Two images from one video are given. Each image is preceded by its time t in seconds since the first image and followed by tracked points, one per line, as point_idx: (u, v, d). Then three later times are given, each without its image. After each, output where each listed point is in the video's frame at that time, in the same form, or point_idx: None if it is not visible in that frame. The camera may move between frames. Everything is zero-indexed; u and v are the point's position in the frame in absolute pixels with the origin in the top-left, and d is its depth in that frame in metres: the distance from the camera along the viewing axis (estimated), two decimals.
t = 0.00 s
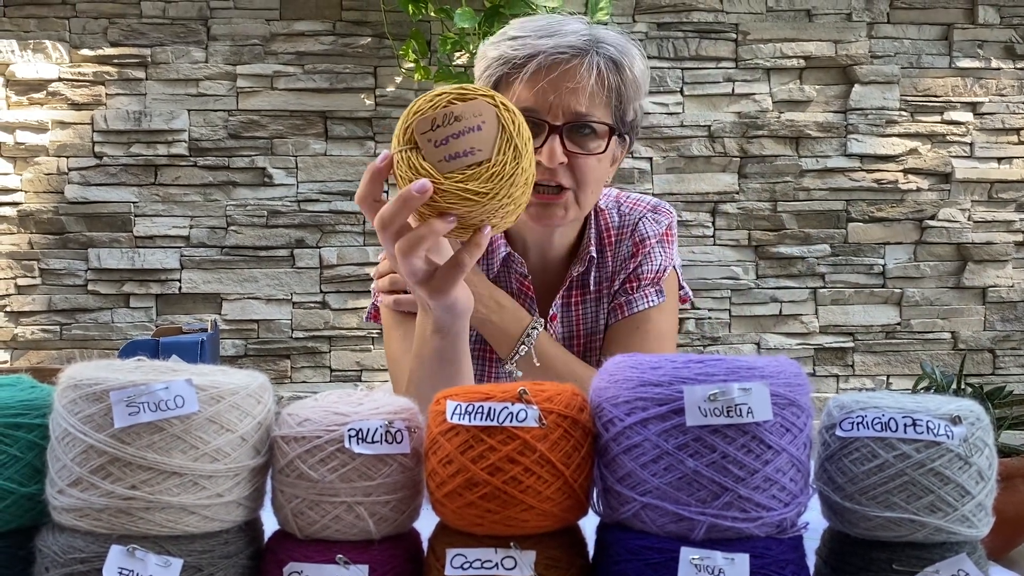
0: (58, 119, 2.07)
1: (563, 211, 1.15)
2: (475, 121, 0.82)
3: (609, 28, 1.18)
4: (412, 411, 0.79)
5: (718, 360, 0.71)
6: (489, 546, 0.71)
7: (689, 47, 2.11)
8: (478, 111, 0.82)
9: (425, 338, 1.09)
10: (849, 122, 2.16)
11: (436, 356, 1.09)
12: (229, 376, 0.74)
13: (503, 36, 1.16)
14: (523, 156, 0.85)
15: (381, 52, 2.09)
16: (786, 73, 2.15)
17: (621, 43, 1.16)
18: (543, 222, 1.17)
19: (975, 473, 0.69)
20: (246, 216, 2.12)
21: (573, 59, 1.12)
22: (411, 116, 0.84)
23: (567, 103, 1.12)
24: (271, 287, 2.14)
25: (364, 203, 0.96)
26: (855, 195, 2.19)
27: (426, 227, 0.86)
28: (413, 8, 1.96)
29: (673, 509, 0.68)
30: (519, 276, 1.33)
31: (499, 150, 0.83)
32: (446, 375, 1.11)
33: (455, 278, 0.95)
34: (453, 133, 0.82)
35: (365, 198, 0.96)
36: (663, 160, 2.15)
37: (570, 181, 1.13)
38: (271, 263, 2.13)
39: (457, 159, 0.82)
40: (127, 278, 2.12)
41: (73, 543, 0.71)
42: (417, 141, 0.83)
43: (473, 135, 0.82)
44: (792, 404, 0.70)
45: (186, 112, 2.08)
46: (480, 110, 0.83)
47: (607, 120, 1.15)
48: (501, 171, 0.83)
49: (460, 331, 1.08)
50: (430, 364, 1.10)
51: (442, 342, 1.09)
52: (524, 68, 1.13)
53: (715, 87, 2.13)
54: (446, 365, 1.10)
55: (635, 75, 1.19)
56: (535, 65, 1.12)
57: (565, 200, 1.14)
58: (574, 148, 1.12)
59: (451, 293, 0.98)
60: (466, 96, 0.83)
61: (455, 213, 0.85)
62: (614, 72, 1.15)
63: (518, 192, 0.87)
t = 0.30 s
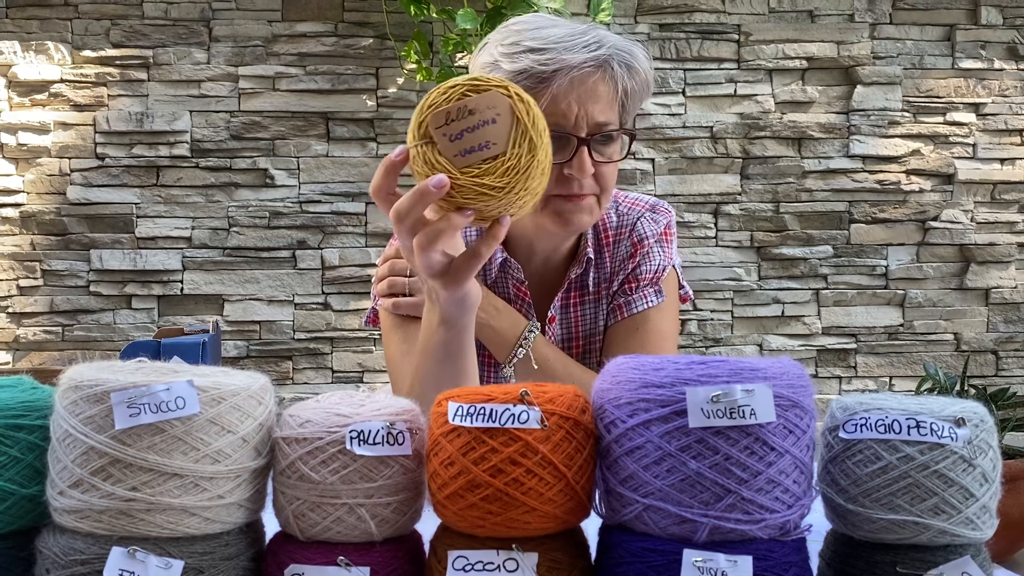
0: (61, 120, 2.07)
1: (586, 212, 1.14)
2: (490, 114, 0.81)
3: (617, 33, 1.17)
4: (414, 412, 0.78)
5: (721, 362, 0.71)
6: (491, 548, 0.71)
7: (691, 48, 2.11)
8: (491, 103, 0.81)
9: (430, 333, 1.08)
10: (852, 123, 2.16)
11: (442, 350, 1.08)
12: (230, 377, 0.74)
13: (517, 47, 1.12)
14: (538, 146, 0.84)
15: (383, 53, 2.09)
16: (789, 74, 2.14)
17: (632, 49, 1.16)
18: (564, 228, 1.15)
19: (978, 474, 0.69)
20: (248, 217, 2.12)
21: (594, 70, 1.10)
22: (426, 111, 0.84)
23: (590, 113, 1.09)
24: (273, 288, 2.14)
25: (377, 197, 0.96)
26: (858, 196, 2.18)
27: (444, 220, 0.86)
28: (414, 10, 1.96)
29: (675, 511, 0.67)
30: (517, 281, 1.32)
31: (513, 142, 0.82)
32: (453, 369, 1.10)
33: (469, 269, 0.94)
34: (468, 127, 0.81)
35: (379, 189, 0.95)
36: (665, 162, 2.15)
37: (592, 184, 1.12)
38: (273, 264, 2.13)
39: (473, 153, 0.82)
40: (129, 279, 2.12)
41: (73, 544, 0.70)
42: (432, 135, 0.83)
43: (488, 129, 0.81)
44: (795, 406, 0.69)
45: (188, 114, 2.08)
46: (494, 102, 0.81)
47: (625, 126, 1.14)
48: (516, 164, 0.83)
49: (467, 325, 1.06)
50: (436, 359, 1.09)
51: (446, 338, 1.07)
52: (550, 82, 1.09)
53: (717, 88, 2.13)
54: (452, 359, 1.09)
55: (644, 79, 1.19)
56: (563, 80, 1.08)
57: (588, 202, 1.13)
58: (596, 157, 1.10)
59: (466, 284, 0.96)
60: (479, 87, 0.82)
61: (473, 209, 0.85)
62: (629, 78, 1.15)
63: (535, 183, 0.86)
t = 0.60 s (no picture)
0: (62, 121, 2.08)
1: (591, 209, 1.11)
2: (515, 106, 0.80)
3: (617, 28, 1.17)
4: (416, 412, 0.78)
5: (723, 362, 0.71)
6: (493, 549, 0.71)
7: (693, 49, 2.11)
8: (518, 95, 0.80)
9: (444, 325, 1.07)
10: (854, 123, 2.15)
11: (453, 346, 1.06)
12: (232, 378, 0.74)
13: (521, 46, 1.11)
14: (559, 146, 0.80)
15: (385, 54, 2.09)
16: (790, 75, 2.14)
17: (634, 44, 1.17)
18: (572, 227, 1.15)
19: (982, 475, 0.69)
20: (250, 218, 2.12)
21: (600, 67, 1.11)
22: (461, 98, 0.84)
23: (596, 111, 1.09)
24: (275, 289, 2.14)
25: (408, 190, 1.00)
26: (860, 196, 2.18)
27: (454, 201, 0.87)
28: (416, 10, 1.96)
29: (678, 512, 0.67)
30: (520, 281, 1.33)
31: (530, 135, 0.80)
32: (462, 366, 1.07)
33: (478, 257, 0.95)
34: (493, 116, 0.81)
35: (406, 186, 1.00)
36: (666, 162, 2.15)
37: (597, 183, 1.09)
38: (275, 265, 2.13)
39: (491, 141, 0.81)
40: (130, 280, 2.12)
41: (74, 545, 0.70)
42: (460, 121, 0.83)
43: (510, 120, 0.80)
44: (797, 406, 0.69)
45: (190, 114, 2.09)
46: (522, 95, 0.80)
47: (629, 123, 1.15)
48: (528, 156, 0.80)
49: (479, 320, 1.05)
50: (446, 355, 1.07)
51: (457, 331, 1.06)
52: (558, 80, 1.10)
53: (719, 89, 2.12)
54: (463, 356, 1.06)
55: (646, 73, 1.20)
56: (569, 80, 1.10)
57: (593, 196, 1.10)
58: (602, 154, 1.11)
59: (474, 273, 0.97)
60: (513, 80, 0.81)
61: (485, 198, 0.84)
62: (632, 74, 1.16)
63: (555, 184, 0.82)
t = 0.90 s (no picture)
0: (63, 121, 2.08)
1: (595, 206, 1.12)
2: (485, 68, 0.89)
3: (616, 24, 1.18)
4: (416, 412, 0.78)
5: (724, 362, 0.70)
6: (494, 549, 0.71)
7: (694, 49, 2.11)
8: (490, 58, 0.89)
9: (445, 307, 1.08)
10: (855, 123, 2.15)
11: (455, 329, 1.07)
12: (232, 378, 0.74)
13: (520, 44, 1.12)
14: (526, 86, 0.86)
15: (385, 54, 2.09)
16: (791, 74, 2.14)
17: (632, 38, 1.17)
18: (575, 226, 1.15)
19: (983, 475, 0.69)
20: (251, 218, 2.12)
21: (597, 61, 1.12)
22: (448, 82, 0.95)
23: (597, 105, 1.10)
24: (275, 289, 2.14)
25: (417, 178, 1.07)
26: (861, 196, 2.18)
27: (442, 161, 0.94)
28: (417, 10, 1.96)
29: (678, 512, 0.67)
30: (523, 282, 1.33)
31: (500, 83, 0.86)
32: (464, 348, 1.08)
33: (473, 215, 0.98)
34: (468, 81, 0.90)
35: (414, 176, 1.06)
36: (668, 162, 2.15)
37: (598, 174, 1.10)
38: (275, 265, 2.13)
39: (469, 100, 0.89)
40: (131, 280, 2.12)
41: (75, 545, 0.70)
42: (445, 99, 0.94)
43: (483, 77, 0.88)
44: (799, 406, 0.69)
45: (190, 114, 2.09)
46: (491, 58, 0.89)
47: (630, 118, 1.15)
48: (500, 102, 0.86)
49: (480, 301, 1.06)
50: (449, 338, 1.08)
51: (459, 314, 1.06)
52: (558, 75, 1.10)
53: (721, 89, 2.12)
54: (464, 337, 1.07)
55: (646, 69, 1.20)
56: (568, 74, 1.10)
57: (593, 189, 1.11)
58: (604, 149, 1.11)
59: (471, 233, 1.00)
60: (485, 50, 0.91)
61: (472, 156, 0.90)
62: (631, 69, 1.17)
63: (530, 125, 0.87)
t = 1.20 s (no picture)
0: (64, 120, 2.08)
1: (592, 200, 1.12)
2: (484, 62, 0.92)
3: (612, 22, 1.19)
4: (417, 411, 0.78)
5: (725, 361, 0.70)
6: (494, 548, 0.71)
7: (694, 48, 2.11)
8: (487, 52, 0.93)
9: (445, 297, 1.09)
10: (855, 122, 2.15)
11: (455, 317, 1.07)
12: (233, 377, 0.74)
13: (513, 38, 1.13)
14: (525, 75, 0.90)
15: (386, 53, 2.09)
16: (792, 74, 2.14)
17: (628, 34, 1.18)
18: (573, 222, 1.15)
19: (984, 474, 0.69)
20: (251, 218, 2.12)
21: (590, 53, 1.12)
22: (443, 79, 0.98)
23: (591, 96, 1.10)
24: (276, 288, 2.14)
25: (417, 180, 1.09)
26: (861, 195, 2.18)
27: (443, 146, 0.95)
28: (417, 10, 1.96)
29: (679, 511, 0.67)
30: (524, 282, 1.33)
31: (501, 72, 0.89)
32: (464, 337, 1.07)
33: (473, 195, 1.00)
34: (467, 74, 0.93)
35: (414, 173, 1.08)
36: (668, 161, 2.15)
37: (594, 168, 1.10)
38: (276, 264, 2.13)
39: (469, 89, 0.92)
40: (132, 279, 2.12)
41: (76, 545, 0.70)
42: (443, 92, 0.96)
43: (483, 69, 0.91)
44: (799, 405, 0.69)
45: (191, 114, 2.09)
46: (489, 53, 0.93)
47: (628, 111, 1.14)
48: (503, 91, 0.89)
49: (479, 289, 1.07)
50: (448, 328, 1.07)
51: (458, 303, 1.07)
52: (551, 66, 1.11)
53: (721, 88, 2.12)
54: (463, 324, 1.07)
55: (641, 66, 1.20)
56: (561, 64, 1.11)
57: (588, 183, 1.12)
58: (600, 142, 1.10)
59: (469, 216, 1.02)
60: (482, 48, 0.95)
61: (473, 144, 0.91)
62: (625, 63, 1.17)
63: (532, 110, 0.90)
